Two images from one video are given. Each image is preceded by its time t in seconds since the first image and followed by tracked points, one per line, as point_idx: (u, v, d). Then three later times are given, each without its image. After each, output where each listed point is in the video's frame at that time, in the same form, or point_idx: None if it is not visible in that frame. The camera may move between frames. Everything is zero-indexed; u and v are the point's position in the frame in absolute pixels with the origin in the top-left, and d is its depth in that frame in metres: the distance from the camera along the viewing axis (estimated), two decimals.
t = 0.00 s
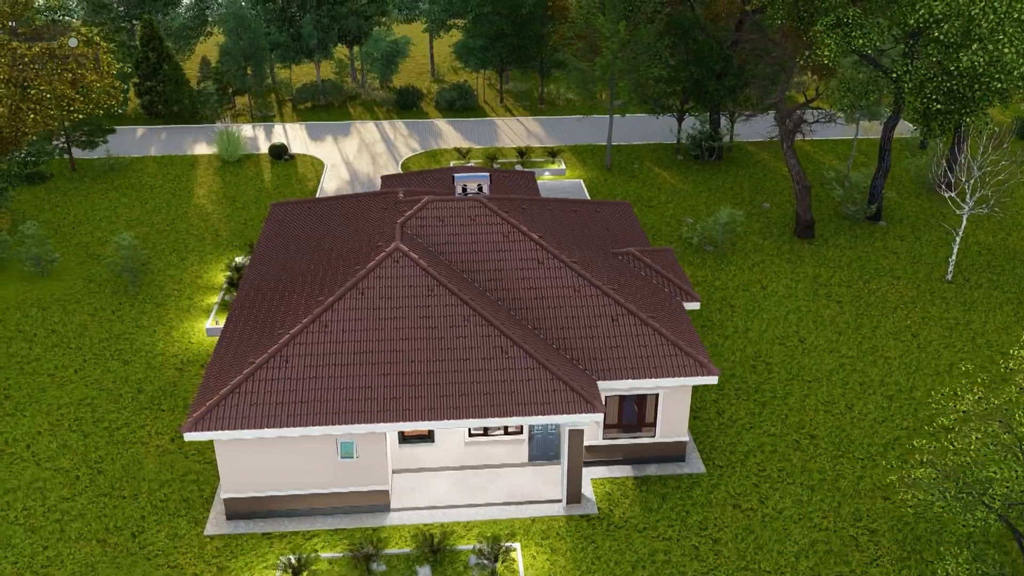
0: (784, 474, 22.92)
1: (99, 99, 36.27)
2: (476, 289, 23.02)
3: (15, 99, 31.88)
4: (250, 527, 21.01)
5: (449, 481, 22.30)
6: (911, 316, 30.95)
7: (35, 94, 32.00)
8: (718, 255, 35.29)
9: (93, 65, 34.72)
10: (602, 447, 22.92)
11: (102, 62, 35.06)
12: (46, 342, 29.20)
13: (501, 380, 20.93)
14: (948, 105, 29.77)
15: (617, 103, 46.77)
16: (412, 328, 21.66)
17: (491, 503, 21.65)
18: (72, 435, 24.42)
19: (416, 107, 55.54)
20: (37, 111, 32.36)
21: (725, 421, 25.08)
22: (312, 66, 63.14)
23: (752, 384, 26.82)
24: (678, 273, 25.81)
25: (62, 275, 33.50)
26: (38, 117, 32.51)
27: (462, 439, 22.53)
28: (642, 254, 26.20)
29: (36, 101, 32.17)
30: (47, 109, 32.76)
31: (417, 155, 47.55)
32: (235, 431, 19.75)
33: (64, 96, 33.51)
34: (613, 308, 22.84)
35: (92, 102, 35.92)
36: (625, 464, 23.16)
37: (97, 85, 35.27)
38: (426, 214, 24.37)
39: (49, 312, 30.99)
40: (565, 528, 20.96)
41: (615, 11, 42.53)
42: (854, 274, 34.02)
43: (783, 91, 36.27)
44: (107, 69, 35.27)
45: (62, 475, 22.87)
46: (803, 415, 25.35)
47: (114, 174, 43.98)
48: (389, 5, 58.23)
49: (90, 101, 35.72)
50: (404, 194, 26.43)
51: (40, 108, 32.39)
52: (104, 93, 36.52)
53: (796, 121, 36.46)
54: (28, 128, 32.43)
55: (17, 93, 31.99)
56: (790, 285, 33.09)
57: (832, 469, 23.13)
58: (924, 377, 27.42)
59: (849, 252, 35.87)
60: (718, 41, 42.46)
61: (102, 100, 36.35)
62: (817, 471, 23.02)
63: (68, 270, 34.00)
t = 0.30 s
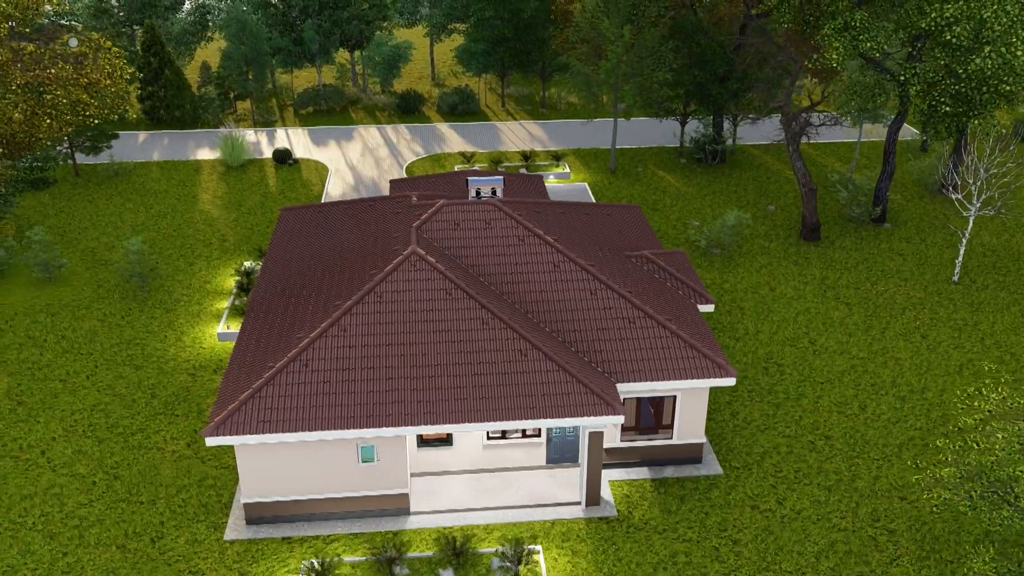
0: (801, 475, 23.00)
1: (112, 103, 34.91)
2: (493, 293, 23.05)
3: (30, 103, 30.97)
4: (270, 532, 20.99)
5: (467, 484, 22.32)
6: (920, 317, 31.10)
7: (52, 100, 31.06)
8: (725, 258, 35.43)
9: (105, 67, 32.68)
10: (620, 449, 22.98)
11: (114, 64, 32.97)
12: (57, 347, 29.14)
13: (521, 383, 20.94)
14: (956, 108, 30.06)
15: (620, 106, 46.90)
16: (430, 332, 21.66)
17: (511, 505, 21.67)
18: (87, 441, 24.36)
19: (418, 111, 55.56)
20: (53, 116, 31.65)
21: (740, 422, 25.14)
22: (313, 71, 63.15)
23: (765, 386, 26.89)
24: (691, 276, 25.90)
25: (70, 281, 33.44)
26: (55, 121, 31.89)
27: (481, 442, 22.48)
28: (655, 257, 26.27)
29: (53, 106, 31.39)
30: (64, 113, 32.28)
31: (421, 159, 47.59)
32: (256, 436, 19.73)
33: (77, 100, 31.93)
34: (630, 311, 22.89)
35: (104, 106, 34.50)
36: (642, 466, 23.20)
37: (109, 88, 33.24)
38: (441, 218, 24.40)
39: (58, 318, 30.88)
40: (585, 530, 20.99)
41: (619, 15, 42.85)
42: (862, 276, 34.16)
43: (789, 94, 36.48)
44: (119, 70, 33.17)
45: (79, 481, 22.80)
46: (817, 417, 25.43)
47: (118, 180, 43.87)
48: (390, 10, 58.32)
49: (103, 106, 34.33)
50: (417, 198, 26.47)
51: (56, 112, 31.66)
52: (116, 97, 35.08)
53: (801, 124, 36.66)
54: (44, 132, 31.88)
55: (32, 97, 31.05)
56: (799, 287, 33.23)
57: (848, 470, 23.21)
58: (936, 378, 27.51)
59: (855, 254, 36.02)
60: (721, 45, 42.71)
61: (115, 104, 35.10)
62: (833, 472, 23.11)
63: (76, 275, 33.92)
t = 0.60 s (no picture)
0: (818, 475, 23.10)
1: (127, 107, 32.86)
2: (510, 295, 23.10)
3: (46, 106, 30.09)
4: (290, 536, 20.99)
5: (486, 486, 22.35)
6: (929, 318, 31.27)
7: (68, 104, 30.14)
8: (733, 260, 35.55)
9: (119, 71, 31.47)
10: (637, 451, 23.07)
11: (128, 67, 31.68)
12: (68, 351, 29.06)
13: (541, 385, 21.01)
14: (964, 110, 30.25)
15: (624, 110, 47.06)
16: (449, 334, 21.72)
17: (530, 508, 21.73)
18: (103, 445, 24.31)
19: (420, 115, 55.61)
20: (69, 121, 30.65)
21: (754, 423, 25.24)
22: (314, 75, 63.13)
23: (778, 387, 26.99)
24: (705, 277, 26.01)
25: (79, 285, 33.36)
26: (71, 126, 30.80)
27: (499, 445, 22.34)
28: (669, 259, 26.36)
29: (69, 111, 30.40)
30: (79, 117, 30.95)
31: (426, 163, 47.65)
32: (279, 439, 19.74)
33: (93, 105, 30.87)
34: (647, 312, 22.98)
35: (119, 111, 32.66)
36: (659, 467, 23.26)
37: (124, 93, 31.96)
38: (457, 221, 24.44)
39: (68, 323, 30.79)
40: (606, 532, 21.05)
41: (623, 18, 42.77)
42: (869, 277, 34.33)
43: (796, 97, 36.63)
44: (134, 73, 31.98)
45: (96, 486, 22.76)
46: (831, 418, 25.54)
47: (122, 184, 43.78)
48: (392, 15, 58.38)
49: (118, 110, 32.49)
50: (431, 201, 26.52)
51: (72, 118, 30.68)
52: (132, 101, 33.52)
53: (808, 126, 36.83)
54: (59, 137, 30.82)
55: (48, 102, 30.11)
56: (807, 289, 33.36)
57: (864, 470, 23.31)
58: (948, 378, 27.66)
59: (862, 256, 36.20)
60: (725, 48, 42.91)
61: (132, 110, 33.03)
62: (849, 472, 23.22)
63: (84, 280, 33.83)
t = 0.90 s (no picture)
0: (834, 475, 23.21)
1: (143, 110, 31.88)
2: (527, 298, 23.16)
3: (62, 111, 29.81)
4: (311, 539, 20.97)
5: (505, 488, 22.41)
6: (937, 319, 31.45)
7: (85, 109, 29.69)
8: (741, 262, 35.70)
9: (132, 75, 30.84)
10: (655, 452, 23.15)
11: (141, 70, 31.09)
12: (80, 356, 29.02)
13: (561, 387, 21.06)
14: (972, 111, 30.45)
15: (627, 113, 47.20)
16: (469, 337, 21.77)
17: (549, 510, 21.78)
18: (119, 450, 24.29)
19: (422, 119, 55.65)
20: (86, 125, 30.14)
21: (769, 424, 25.34)
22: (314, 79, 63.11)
23: (791, 388, 27.10)
24: (718, 279, 26.10)
25: (88, 290, 33.31)
26: (88, 131, 30.31)
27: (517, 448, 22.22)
28: (682, 261, 26.45)
29: (85, 116, 29.91)
30: (96, 122, 30.53)
31: (430, 166, 47.69)
32: (301, 443, 19.73)
33: (109, 110, 30.31)
34: (663, 314, 23.07)
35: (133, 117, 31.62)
36: (677, 468, 23.35)
37: (137, 96, 31.48)
38: (473, 224, 24.50)
39: (79, 328, 30.72)
40: (626, 533, 21.12)
41: (628, 21, 43.30)
42: (876, 278, 34.51)
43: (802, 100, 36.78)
44: (147, 77, 31.43)
45: (114, 490, 22.73)
46: (844, 418, 25.66)
47: (126, 189, 43.71)
48: (393, 19, 58.40)
49: (134, 116, 31.75)
50: (445, 204, 26.57)
51: (89, 122, 30.20)
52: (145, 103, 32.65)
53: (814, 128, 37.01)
54: (76, 142, 30.27)
55: (64, 106, 29.78)
56: (816, 290, 33.51)
57: (880, 470, 23.43)
58: (959, 378, 27.81)
59: (868, 257, 36.39)
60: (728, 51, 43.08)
61: (148, 115, 31.99)
62: (866, 472, 23.34)
63: (93, 285, 33.77)
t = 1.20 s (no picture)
0: (849, 474, 23.35)
1: (156, 114, 31.02)
2: (543, 299, 23.23)
3: (78, 115, 29.63)
4: (331, 542, 21.00)
5: (523, 489, 22.49)
6: (944, 318, 31.64)
7: (100, 113, 29.33)
8: (747, 263, 35.85)
9: (147, 79, 30.52)
10: (671, 452, 23.26)
11: (155, 74, 30.78)
12: (91, 360, 28.95)
13: (580, 387, 21.14)
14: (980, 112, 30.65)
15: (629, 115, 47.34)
16: (486, 339, 21.83)
17: (568, 510, 21.87)
18: (134, 454, 24.24)
19: (423, 122, 55.68)
20: (101, 129, 29.88)
21: (782, 424, 25.46)
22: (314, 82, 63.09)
23: (802, 388, 27.23)
24: (730, 280, 26.21)
25: (95, 295, 33.23)
26: (103, 134, 30.12)
27: (536, 448, 22.50)
28: (694, 262, 26.55)
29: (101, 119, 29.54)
30: (111, 126, 30.28)
31: (433, 169, 47.74)
32: (322, 445, 19.76)
33: (125, 113, 29.98)
34: (678, 315, 23.18)
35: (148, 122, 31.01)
36: (693, 468, 23.45)
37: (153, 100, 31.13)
38: (487, 226, 24.56)
39: (89, 333, 30.63)
40: (645, 533, 21.20)
41: (632, 24, 43.51)
42: (883, 279, 34.71)
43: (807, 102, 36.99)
44: (161, 81, 31.09)
45: (131, 495, 22.68)
46: (857, 418, 25.80)
47: (130, 193, 43.60)
48: (394, 22, 58.42)
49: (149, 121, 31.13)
50: (457, 207, 26.62)
51: (105, 125, 29.96)
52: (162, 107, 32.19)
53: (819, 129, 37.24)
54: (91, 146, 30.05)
55: (79, 110, 29.65)
56: (823, 291, 33.67)
57: (895, 469, 23.57)
58: (968, 378, 27.98)
59: (873, 257, 36.60)
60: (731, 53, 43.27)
61: (164, 117, 31.34)
62: (880, 471, 23.47)
63: (101, 289, 33.70)
